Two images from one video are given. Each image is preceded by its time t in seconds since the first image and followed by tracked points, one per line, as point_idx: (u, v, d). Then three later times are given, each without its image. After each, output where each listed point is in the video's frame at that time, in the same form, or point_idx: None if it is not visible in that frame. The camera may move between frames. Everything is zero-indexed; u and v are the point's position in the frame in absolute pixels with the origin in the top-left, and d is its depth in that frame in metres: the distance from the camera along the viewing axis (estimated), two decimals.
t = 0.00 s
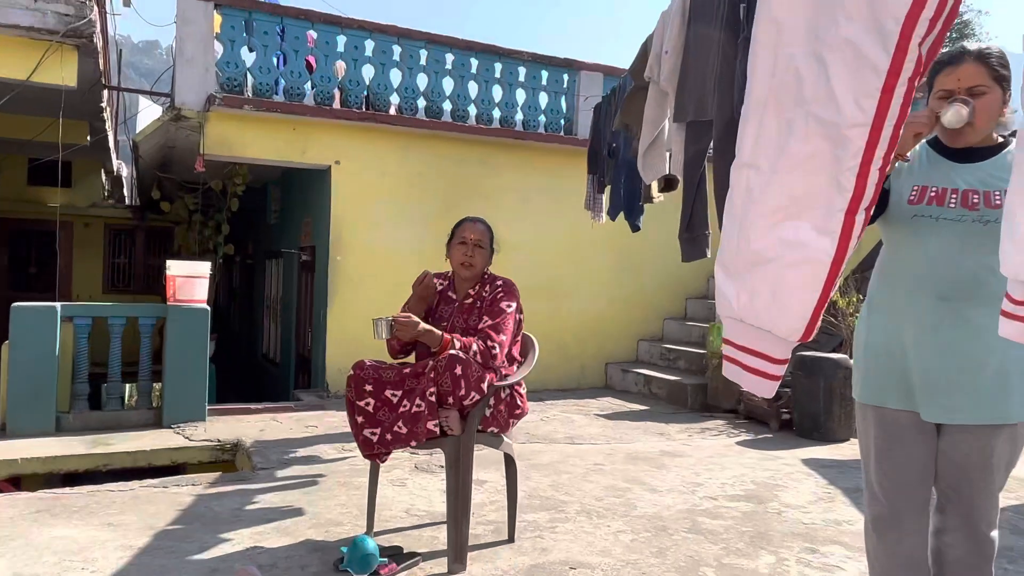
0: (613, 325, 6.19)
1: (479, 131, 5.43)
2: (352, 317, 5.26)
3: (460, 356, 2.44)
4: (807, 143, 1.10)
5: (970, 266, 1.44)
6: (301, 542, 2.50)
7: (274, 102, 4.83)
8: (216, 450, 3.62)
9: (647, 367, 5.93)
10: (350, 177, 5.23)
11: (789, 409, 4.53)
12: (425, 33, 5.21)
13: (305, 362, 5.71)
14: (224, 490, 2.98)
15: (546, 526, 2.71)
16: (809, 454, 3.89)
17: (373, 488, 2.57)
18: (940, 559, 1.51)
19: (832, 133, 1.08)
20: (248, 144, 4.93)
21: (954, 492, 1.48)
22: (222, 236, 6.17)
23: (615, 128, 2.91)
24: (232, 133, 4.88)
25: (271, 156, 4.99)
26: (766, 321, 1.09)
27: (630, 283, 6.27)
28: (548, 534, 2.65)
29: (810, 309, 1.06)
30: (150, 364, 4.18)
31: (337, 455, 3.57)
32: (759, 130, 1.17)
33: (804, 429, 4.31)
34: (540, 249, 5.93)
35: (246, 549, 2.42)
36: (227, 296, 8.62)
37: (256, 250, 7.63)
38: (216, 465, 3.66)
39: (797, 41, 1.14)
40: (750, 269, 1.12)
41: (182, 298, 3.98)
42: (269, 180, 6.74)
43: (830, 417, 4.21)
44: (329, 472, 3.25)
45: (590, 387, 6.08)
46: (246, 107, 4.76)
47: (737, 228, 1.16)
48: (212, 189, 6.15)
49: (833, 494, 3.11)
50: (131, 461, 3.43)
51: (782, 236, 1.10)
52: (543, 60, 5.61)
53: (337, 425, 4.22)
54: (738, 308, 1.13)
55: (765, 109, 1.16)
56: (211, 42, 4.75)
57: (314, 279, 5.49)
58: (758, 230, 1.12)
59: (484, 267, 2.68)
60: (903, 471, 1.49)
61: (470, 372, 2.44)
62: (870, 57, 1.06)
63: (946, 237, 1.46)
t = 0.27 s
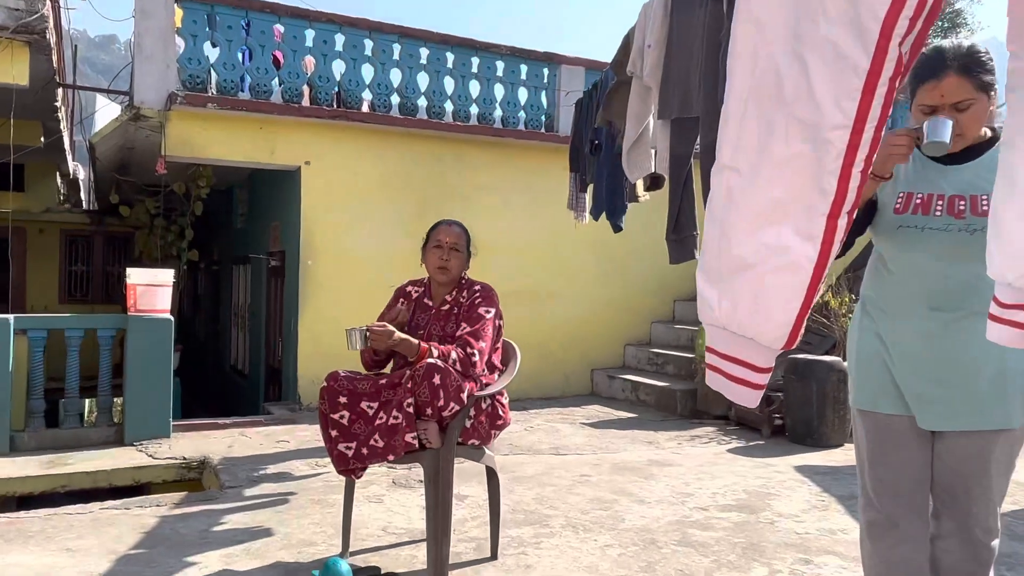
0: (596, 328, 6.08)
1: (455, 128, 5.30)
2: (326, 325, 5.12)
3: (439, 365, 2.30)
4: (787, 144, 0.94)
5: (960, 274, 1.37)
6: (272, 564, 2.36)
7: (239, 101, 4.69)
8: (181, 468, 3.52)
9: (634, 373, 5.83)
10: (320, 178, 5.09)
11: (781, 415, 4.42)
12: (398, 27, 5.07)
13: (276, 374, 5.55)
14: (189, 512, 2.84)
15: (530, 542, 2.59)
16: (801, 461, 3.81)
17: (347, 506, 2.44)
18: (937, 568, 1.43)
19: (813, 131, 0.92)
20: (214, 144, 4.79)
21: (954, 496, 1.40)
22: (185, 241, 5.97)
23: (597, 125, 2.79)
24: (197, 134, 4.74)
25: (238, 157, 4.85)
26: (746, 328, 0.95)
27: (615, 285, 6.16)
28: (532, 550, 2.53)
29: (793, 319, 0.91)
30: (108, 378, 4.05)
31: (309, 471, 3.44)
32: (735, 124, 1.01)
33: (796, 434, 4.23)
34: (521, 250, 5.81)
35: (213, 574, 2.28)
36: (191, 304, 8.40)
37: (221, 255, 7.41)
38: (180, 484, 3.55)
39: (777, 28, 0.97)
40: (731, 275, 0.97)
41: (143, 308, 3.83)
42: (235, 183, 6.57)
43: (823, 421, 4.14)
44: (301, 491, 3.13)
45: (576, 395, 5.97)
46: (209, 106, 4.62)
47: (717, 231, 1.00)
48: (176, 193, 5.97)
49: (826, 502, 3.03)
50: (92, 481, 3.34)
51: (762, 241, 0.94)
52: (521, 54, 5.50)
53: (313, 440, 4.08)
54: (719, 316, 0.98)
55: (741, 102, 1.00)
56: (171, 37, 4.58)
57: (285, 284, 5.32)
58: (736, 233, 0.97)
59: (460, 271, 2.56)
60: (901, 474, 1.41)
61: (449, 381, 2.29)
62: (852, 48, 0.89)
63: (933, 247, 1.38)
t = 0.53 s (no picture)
0: (578, 330, 6.08)
1: (434, 130, 5.27)
2: (305, 330, 5.06)
3: (420, 371, 2.27)
4: (752, 151, 0.88)
5: (936, 279, 1.37)
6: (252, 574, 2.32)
7: (214, 103, 4.62)
8: (159, 477, 3.46)
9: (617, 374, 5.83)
10: (297, 181, 5.04)
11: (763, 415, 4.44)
12: (376, 28, 5.03)
13: (255, 380, 5.49)
14: (166, 522, 2.79)
15: (513, 547, 2.57)
16: (784, 461, 3.82)
17: (328, 513, 2.39)
18: (918, 567, 1.42)
19: (777, 139, 0.87)
20: (187, 148, 4.71)
21: (933, 495, 1.40)
22: (160, 246, 5.89)
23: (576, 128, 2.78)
24: (170, 137, 4.66)
25: (212, 161, 4.78)
26: (714, 336, 0.88)
27: (596, 288, 6.16)
28: (516, 556, 2.50)
29: (761, 328, 0.86)
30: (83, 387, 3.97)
31: (289, 478, 3.40)
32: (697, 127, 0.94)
33: (779, 434, 4.25)
34: (502, 252, 5.79)
35: None
36: (168, 311, 8.33)
37: (198, 259, 7.31)
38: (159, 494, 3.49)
39: (741, 32, 0.90)
40: (698, 282, 0.90)
41: (116, 315, 3.77)
42: (212, 187, 6.50)
43: (805, 421, 4.16)
44: (281, 499, 3.09)
45: (558, 397, 5.96)
46: (184, 109, 4.55)
47: (681, 237, 0.93)
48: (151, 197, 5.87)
49: (808, 502, 3.05)
50: (66, 493, 3.27)
51: (728, 249, 0.88)
52: (500, 55, 5.48)
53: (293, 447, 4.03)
54: (687, 325, 0.91)
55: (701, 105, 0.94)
56: (144, 39, 4.50)
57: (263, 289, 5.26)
58: (700, 240, 0.90)
59: (442, 276, 2.52)
60: (880, 472, 1.41)
61: (431, 387, 2.26)
62: (817, 56, 0.85)
63: (909, 254, 1.39)
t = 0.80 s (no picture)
0: (556, 330, 6.08)
1: (409, 130, 5.24)
2: (280, 334, 5.01)
3: (396, 376, 2.24)
4: (721, 155, 0.87)
5: (900, 277, 1.39)
6: None
7: (184, 104, 4.55)
8: (131, 485, 3.40)
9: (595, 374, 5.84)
10: (270, 182, 4.98)
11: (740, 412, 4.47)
12: (349, 28, 4.99)
13: (230, 384, 5.42)
14: (138, 531, 2.74)
15: (492, 549, 2.56)
16: (761, 458, 3.85)
17: (304, 519, 2.37)
18: (893, 563, 1.43)
19: (745, 143, 0.86)
20: (156, 150, 4.64)
21: (906, 492, 1.40)
22: (131, 250, 5.80)
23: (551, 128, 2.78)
24: (140, 139, 4.58)
25: (183, 163, 4.71)
26: (685, 340, 0.88)
27: (573, 287, 6.17)
28: (494, 558, 2.49)
29: (731, 332, 0.85)
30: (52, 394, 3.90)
31: (265, 484, 3.36)
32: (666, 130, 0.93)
33: (756, 431, 4.29)
34: (479, 252, 5.78)
35: None
36: (141, 315, 8.21)
37: (170, 263, 7.21)
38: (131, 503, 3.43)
39: (709, 35, 0.90)
40: (669, 286, 0.89)
41: (87, 320, 3.70)
42: (184, 189, 6.41)
43: (782, 417, 4.20)
44: (256, 505, 3.05)
45: (537, 397, 5.96)
46: (154, 110, 4.46)
47: (651, 242, 0.92)
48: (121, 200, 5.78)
49: (785, 499, 3.07)
50: (36, 503, 3.21)
51: (698, 253, 0.87)
52: (475, 55, 5.46)
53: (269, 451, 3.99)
54: (656, 329, 0.91)
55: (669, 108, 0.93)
56: (112, 39, 4.42)
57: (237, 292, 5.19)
58: (670, 244, 0.89)
59: (418, 280, 2.50)
60: (853, 469, 1.42)
61: (407, 391, 2.25)
62: (784, 60, 0.84)
63: (873, 253, 1.42)
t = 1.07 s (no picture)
0: (539, 328, 6.08)
1: (388, 129, 5.21)
2: (260, 335, 4.96)
3: (375, 377, 2.22)
4: (707, 156, 0.86)
5: (870, 273, 1.40)
6: None
7: (161, 102, 4.48)
8: (109, 490, 3.35)
9: (576, 371, 5.84)
10: (249, 182, 4.93)
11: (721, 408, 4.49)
12: (327, 25, 4.95)
13: (209, 386, 5.36)
14: (116, 537, 2.70)
15: (475, 550, 2.55)
16: (741, 454, 3.87)
17: (284, 523, 2.34)
18: (873, 560, 1.43)
19: (733, 144, 0.85)
20: (133, 149, 4.58)
21: (879, 486, 1.41)
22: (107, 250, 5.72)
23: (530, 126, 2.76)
24: (115, 138, 4.51)
25: (160, 162, 4.65)
26: (675, 344, 0.87)
27: (554, 285, 6.17)
28: (477, 559, 2.48)
29: (720, 336, 0.84)
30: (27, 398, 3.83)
31: (245, 487, 3.32)
32: (654, 131, 0.92)
33: (737, 427, 4.30)
34: (461, 251, 5.76)
35: None
36: (117, 316, 8.10)
37: (147, 263, 7.12)
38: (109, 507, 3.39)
39: (695, 37, 0.89)
40: (657, 291, 0.88)
41: (62, 323, 3.64)
42: (161, 188, 6.33)
43: (762, 413, 4.23)
44: (236, 508, 3.02)
45: (519, 395, 5.95)
46: (128, 109, 4.39)
47: (639, 245, 0.91)
48: (96, 200, 5.69)
49: (766, 495, 3.08)
50: (10, 509, 3.15)
51: (686, 256, 0.86)
52: (454, 52, 5.45)
53: (249, 453, 3.94)
54: (645, 333, 0.90)
55: (656, 109, 0.92)
56: (85, 37, 4.35)
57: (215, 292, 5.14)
58: (658, 246, 0.88)
59: (399, 280, 2.47)
60: (827, 466, 1.44)
61: (387, 393, 2.23)
62: (771, 59, 0.83)
63: (844, 249, 1.43)
